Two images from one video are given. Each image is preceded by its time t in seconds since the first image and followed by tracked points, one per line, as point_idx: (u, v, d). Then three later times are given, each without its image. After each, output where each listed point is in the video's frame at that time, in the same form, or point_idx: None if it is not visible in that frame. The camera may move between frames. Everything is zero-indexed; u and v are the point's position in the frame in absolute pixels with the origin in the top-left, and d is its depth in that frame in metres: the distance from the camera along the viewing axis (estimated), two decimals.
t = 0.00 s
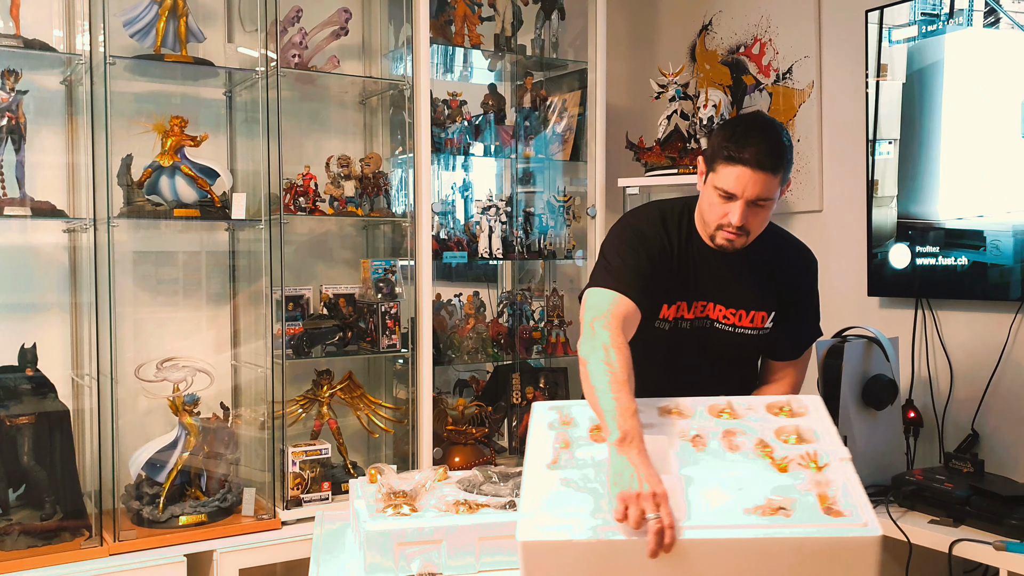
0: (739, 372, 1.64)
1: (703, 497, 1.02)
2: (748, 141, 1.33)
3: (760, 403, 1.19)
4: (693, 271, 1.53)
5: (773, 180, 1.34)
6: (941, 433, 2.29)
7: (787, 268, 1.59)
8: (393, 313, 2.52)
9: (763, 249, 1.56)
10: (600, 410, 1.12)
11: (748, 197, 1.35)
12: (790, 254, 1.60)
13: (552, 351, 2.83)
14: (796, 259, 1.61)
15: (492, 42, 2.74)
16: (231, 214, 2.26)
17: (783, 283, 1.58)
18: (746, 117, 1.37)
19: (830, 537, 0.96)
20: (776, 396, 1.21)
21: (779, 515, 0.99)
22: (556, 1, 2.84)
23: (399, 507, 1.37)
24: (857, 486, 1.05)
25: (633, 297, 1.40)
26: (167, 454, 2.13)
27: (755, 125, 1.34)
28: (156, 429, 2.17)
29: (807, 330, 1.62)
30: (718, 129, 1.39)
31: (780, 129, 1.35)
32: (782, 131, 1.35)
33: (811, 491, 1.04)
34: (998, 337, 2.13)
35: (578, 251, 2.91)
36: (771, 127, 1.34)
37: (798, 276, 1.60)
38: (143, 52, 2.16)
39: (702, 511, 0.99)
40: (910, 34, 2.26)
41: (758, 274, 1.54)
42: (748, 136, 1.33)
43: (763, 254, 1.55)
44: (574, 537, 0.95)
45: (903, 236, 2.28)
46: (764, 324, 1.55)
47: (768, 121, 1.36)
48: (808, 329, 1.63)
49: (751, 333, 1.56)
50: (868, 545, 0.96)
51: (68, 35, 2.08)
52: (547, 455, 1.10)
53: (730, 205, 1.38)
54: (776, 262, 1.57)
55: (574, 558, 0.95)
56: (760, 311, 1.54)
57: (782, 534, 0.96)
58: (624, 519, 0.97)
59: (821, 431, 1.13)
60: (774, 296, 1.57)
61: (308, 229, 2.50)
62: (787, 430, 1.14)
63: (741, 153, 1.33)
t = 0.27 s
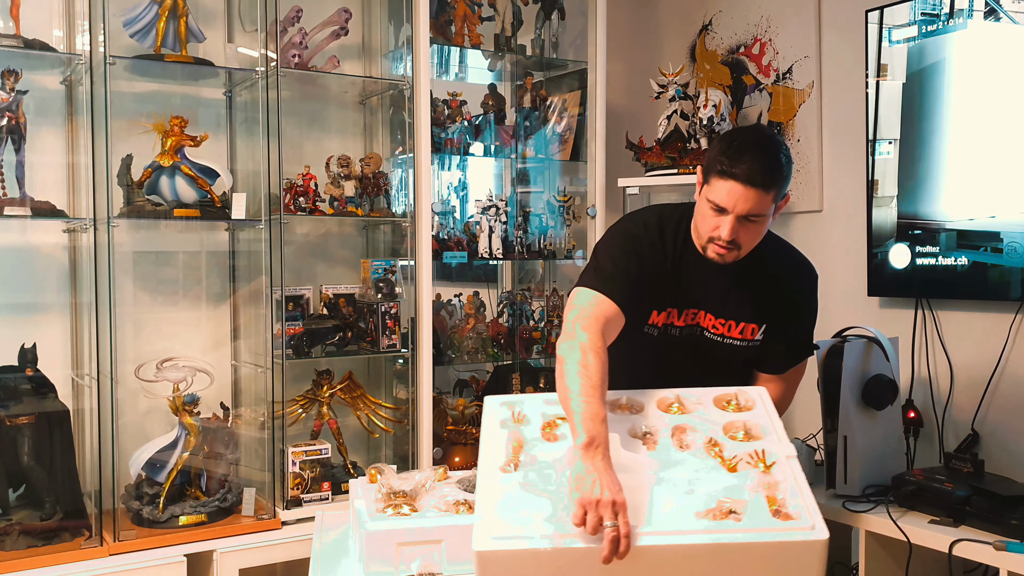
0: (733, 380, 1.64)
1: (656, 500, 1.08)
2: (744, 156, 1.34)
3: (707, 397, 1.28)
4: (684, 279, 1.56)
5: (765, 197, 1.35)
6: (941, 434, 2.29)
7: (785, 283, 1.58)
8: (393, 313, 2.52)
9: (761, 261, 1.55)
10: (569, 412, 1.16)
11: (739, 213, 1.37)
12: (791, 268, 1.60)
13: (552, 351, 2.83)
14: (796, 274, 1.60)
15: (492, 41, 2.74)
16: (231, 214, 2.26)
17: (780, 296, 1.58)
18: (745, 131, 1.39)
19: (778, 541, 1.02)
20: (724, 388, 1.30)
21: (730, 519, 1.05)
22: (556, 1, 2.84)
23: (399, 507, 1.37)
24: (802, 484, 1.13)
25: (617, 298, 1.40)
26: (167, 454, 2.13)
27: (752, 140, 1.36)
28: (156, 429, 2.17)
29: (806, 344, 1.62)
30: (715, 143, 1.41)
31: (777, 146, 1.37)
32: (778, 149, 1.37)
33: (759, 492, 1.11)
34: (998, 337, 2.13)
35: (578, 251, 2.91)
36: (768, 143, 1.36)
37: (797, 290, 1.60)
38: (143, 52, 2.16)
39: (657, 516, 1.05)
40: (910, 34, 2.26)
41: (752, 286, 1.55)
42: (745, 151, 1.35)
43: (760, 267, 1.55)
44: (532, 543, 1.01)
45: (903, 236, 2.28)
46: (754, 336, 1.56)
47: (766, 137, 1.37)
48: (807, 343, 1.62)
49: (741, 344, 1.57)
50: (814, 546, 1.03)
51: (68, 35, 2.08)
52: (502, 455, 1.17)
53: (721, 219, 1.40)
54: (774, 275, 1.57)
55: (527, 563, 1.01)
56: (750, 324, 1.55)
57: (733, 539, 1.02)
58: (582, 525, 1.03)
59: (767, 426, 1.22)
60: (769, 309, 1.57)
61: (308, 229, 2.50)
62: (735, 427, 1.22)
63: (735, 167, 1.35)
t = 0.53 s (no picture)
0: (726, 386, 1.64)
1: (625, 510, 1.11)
2: (731, 169, 1.34)
3: (683, 402, 1.31)
4: (673, 286, 1.57)
5: (750, 211, 1.35)
6: (942, 434, 2.29)
7: (777, 293, 1.58)
8: (393, 313, 2.52)
9: (750, 271, 1.55)
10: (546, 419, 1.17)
11: (723, 225, 1.38)
12: (784, 280, 1.59)
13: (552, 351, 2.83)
14: (789, 285, 1.59)
15: (492, 41, 2.74)
16: (231, 214, 2.26)
17: (771, 305, 1.57)
18: (735, 142, 1.39)
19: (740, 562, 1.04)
20: (701, 393, 1.34)
21: (695, 537, 1.07)
22: (557, 1, 2.84)
23: (399, 507, 1.37)
24: (767, 506, 1.15)
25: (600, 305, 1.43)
26: (167, 454, 2.13)
27: (741, 153, 1.36)
28: (156, 429, 2.17)
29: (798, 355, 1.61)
30: (705, 152, 1.41)
31: (765, 160, 1.36)
32: (767, 163, 1.36)
33: (725, 510, 1.13)
34: (998, 337, 2.13)
35: (578, 251, 2.91)
36: (756, 156, 1.35)
37: (790, 302, 1.59)
38: (143, 52, 2.16)
39: (622, 529, 1.07)
40: (910, 34, 2.26)
41: (740, 295, 1.55)
42: (733, 164, 1.35)
43: (750, 276, 1.55)
44: (500, 543, 1.03)
45: (903, 236, 2.28)
46: (742, 346, 1.56)
47: (756, 150, 1.37)
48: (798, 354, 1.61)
49: (729, 352, 1.57)
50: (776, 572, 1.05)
51: (68, 35, 2.08)
52: (476, 446, 1.18)
53: (706, 229, 1.41)
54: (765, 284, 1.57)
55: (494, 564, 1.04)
56: (738, 333, 1.55)
57: (696, 556, 1.04)
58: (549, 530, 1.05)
59: (738, 440, 1.25)
60: (758, 319, 1.57)
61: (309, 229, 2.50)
62: (708, 437, 1.25)
63: (721, 179, 1.35)
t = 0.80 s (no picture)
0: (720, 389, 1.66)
1: (608, 511, 1.12)
2: (722, 180, 1.34)
3: (657, 391, 1.29)
4: (666, 293, 1.57)
5: (740, 221, 1.35)
6: (942, 434, 2.29)
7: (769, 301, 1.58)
8: (393, 313, 2.52)
9: (743, 279, 1.56)
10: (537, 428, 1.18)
11: (713, 235, 1.38)
12: (778, 286, 1.60)
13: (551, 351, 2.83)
14: (783, 291, 1.60)
15: (492, 41, 2.74)
16: (231, 214, 2.26)
17: (763, 312, 1.58)
18: (727, 154, 1.39)
19: (724, 546, 1.08)
20: (674, 378, 1.31)
21: (678, 527, 1.09)
22: (557, 1, 2.84)
23: (398, 507, 1.37)
24: (744, 480, 1.17)
25: (592, 313, 1.43)
26: (167, 454, 2.13)
27: (733, 164, 1.36)
28: (156, 428, 2.16)
29: (791, 361, 1.62)
30: (698, 163, 1.41)
31: (756, 172, 1.36)
32: (758, 174, 1.36)
33: (705, 494, 1.15)
34: (998, 337, 2.13)
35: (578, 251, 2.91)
36: (747, 167, 1.36)
37: (782, 308, 1.60)
38: (143, 52, 2.16)
39: (607, 530, 1.09)
40: (910, 34, 2.26)
41: (732, 304, 1.55)
42: (725, 175, 1.35)
43: (743, 284, 1.56)
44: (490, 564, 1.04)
45: (903, 236, 2.28)
46: (733, 352, 1.57)
47: (748, 162, 1.37)
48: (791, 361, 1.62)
49: (720, 358, 1.59)
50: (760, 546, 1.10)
51: (68, 35, 2.08)
52: (457, 475, 1.17)
53: (697, 239, 1.41)
54: (759, 291, 1.57)
55: None
56: (730, 340, 1.56)
57: (682, 547, 1.06)
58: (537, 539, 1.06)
59: (714, 420, 1.25)
60: (750, 326, 1.58)
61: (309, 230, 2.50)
62: (684, 421, 1.25)
63: (712, 190, 1.35)
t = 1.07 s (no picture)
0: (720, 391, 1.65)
1: (593, 518, 1.12)
2: (713, 181, 1.35)
3: (649, 395, 1.29)
4: (659, 296, 1.58)
5: (731, 222, 1.36)
6: (942, 434, 2.29)
7: (763, 301, 1.59)
8: (393, 313, 2.52)
9: (735, 280, 1.56)
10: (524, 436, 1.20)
11: (704, 237, 1.38)
12: (771, 286, 1.60)
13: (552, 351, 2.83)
14: (776, 291, 1.60)
15: (492, 42, 2.74)
16: (231, 214, 2.26)
17: (757, 312, 1.59)
18: (718, 155, 1.39)
19: (706, 550, 1.06)
20: (665, 383, 1.30)
21: (660, 532, 1.09)
22: (557, 1, 2.84)
23: (399, 507, 1.37)
24: (733, 483, 1.15)
25: (584, 319, 1.43)
26: (167, 454, 2.13)
27: (724, 165, 1.36)
28: (156, 428, 2.16)
29: (787, 360, 1.62)
30: (687, 166, 1.42)
31: (746, 172, 1.37)
32: (749, 175, 1.37)
33: (690, 499, 1.14)
34: (998, 337, 2.13)
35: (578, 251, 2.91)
36: (738, 168, 1.36)
37: (776, 308, 1.61)
38: (143, 52, 2.16)
39: (589, 537, 1.09)
40: (909, 34, 2.26)
41: (726, 305, 1.56)
42: (715, 176, 1.35)
43: (735, 285, 1.56)
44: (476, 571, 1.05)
45: (903, 236, 2.28)
46: (729, 352, 1.57)
47: (739, 162, 1.38)
48: (787, 360, 1.63)
49: (716, 359, 1.58)
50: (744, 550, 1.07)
51: (68, 35, 2.08)
52: (451, 487, 1.20)
53: (688, 241, 1.41)
54: (752, 291, 1.58)
55: None
56: (725, 341, 1.57)
57: (663, 552, 1.05)
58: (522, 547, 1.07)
59: (704, 424, 1.23)
60: (745, 327, 1.59)
61: (309, 230, 2.50)
62: (674, 425, 1.24)
63: (703, 191, 1.35)
